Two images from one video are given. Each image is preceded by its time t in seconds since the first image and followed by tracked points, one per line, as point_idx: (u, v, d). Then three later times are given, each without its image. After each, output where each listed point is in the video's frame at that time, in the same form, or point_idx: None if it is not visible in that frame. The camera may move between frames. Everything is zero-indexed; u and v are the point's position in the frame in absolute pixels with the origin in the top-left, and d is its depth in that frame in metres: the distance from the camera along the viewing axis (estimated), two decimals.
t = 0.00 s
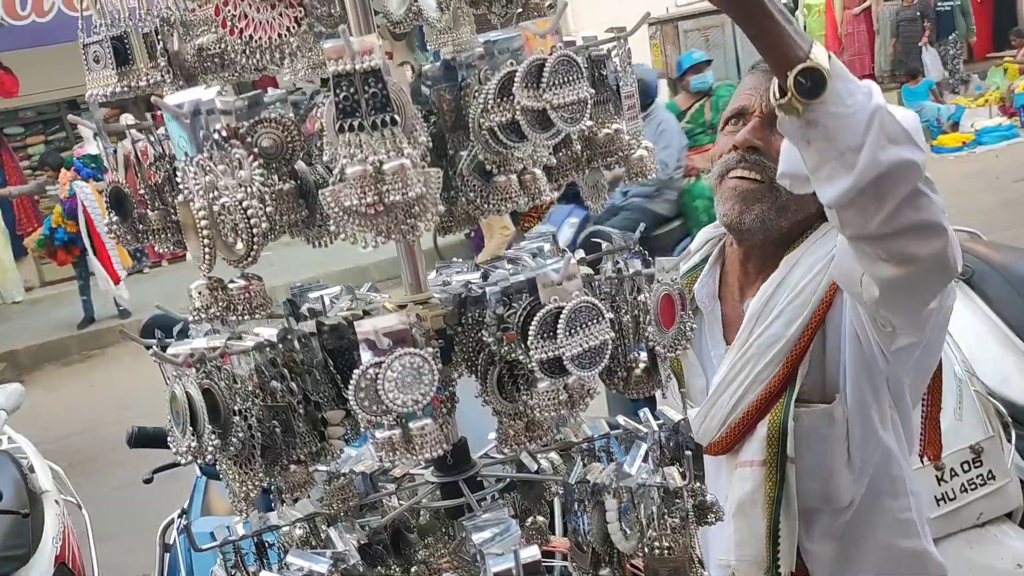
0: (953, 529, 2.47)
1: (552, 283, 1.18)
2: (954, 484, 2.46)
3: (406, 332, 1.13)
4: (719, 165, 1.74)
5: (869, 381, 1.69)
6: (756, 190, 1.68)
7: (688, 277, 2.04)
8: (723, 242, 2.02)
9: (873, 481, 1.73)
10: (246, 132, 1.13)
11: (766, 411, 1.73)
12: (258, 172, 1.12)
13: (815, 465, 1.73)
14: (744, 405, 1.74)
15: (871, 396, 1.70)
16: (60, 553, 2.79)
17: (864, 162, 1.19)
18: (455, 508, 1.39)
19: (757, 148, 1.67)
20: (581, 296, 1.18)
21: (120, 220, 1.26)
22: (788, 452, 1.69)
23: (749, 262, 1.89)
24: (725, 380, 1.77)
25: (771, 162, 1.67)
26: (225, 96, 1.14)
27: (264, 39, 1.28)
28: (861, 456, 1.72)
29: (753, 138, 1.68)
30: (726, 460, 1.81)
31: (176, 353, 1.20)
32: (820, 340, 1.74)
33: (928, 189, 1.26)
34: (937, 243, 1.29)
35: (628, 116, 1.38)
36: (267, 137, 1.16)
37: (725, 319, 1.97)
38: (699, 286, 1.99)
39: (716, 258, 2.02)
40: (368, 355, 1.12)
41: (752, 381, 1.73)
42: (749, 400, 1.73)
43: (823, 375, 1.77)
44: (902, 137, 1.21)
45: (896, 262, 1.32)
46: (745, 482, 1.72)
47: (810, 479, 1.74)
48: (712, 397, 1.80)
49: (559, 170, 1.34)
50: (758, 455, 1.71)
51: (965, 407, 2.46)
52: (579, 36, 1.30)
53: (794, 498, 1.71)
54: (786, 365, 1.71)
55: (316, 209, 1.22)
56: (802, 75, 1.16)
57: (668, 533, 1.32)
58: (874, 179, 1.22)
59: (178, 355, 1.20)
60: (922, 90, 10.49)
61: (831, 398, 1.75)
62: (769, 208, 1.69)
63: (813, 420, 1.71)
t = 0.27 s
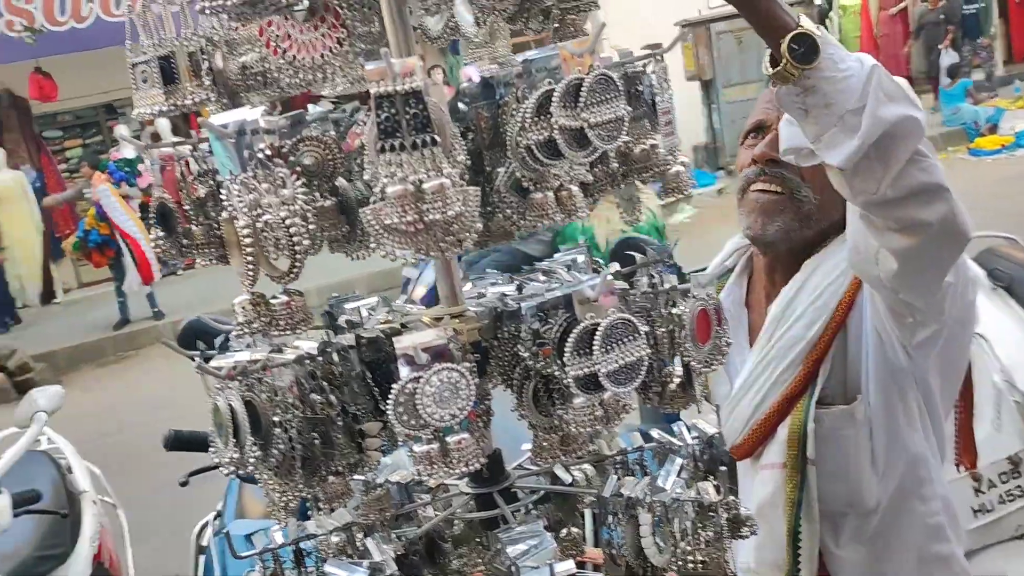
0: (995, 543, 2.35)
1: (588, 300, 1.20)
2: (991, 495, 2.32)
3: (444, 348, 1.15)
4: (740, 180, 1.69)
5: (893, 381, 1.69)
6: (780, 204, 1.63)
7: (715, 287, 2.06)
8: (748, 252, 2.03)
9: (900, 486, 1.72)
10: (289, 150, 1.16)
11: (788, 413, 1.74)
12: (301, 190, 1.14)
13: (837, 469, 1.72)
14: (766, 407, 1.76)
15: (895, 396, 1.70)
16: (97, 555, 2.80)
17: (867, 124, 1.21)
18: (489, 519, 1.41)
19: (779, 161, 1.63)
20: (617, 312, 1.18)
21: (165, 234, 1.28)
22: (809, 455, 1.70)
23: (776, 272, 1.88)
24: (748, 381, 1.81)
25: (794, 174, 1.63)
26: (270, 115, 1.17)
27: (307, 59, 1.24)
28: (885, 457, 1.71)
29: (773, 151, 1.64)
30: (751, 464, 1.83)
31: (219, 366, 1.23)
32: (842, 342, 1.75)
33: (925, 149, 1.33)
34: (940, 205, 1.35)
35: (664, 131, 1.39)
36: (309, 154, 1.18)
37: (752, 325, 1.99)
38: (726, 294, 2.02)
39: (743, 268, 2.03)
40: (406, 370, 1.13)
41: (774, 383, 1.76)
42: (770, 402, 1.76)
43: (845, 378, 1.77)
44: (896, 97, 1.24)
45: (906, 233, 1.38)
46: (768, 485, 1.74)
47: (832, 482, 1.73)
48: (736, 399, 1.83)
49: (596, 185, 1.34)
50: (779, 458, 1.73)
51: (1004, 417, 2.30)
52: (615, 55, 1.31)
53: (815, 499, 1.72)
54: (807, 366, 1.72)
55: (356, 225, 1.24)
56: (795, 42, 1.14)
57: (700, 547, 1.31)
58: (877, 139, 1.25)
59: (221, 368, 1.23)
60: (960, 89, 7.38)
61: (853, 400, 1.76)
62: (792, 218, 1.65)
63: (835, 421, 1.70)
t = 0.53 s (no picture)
0: (1022, 554, 2.14)
1: (592, 303, 1.20)
2: None
3: (444, 352, 1.15)
4: (755, 180, 1.72)
5: (912, 380, 1.64)
6: (796, 203, 1.67)
7: (731, 287, 2.02)
8: (765, 253, 1.99)
9: (919, 488, 1.66)
10: (294, 153, 1.16)
11: (804, 413, 1.72)
12: (303, 193, 1.13)
13: (857, 469, 1.69)
14: (782, 408, 1.74)
15: (914, 395, 1.65)
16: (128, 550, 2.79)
17: (892, 116, 1.17)
18: (496, 525, 1.41)
19: (793, 161, 1.67)
20: (622, 317, 1.17)
21: (175, 236, 1.29)
22: (825, 454, 1.68)
23: (794, 272, 1.86)
24: (765, 381, 1.78)
25: (810, 173, 1.67)
26: (276, 117, 1.17)
27: (315, 61, 1.30)
28: (904, 458, 1.67)
29: (787, 151, 1.67)
30: (768, 464, 1.80)
31: (224, 368, 1.24)
32: (860, 341, 1.71)
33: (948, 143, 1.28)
34: (966, 200, 1.30)
35: (677, 132, 1.37)
36: (315, 156, 1.18)
37: (770, 325, 1.95)
38: (744, 292, 1.97)
39: (760, 268, 1.99)
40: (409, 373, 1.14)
41: (791, 383, 1.73)
42: (786, 402, 1.73)
43: (863, 379, 1.73)
44: (921, 90, 1.21)
45: (932, 228, 1.32)
46: (783, 487, 1.71)
47: (848, 480, 1.71)
48: (752, 399, 1.81)
49: (605, 187, 1.32)
50: (796, 459, 1.70)
51: None
52: (625, 54, 1.29)
53: (832, 502, 1.69)
54: (824, 365, 1.70)
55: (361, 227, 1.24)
56: (815, 37, 1.14)
57: (710, 556, 1.30)
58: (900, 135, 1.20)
59: (226, 371, 1.23)
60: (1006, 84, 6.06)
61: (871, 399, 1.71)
62: (808, 217, 1.68)
63: (853, 420, 1.68)
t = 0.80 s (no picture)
0: None
1: (571, 337, 1.16)
2: None
3: (421, 386, 1.13)
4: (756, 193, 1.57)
5: (923, 389, 1.46)
6: (800, 216, 1.50)
7: (738, 296, 1.87)
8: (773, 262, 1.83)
9: (931, 501, 1.48)
10: (269, 183, 1.14)
11: (812, 426, 1.53)
12: (276, 225, 1.12)
13: (865, 482, 1.51)
14: (788, 422, 1.55)
15: (926, 404, 1.47)
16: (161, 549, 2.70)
17: (900, 120, 1.07)
18: (487, 552, 1.39)
19: (796, 172, 1.51)
20: (602, 349, 1.16)
21: (157, 264, 1.28)
22: (835, 469, 1.49)
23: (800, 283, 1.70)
24: (770, 394, 1.59)
25: (814, 183, 1.50)
26: (250, 146, 1.15)
27: (291, 89, 1.33)
28: (917, 471, 1.49)
29: (789, 161, 1.52)
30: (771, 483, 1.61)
31: (207, 399, 1.25)
32: (869, 350, 1.53)
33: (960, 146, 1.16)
34: (973, 205, 1.15)
35: (667, 154, 1.32)
36: (292, 185, 1.17)
37: (777, 336, 1.79)
38: (750, 302, 1.82)
39: (767, 277, 1.83)
40: (384, 407, 1.12)
41: (797, 395, 1.54)
42: (792, 415, 1.55)
43: (872, 389, 1.55)
44: (930, 92, 1.10)
45: (943, 234, 1.17)
46: (790, 502, 1.52)
47: (856, 497, 1.52)
48: (755, 414, 1.61)
49: (593, 212, 1.31)
50: (804, 472, 1.51)
51: None
52: (612, 74, 1.26)
53: (842, 517, 1.50)
54: (832, 377, 1.51)
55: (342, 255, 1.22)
56: (817, 41, 1.04)
57: None
58: (909, 139, 1.10)
59: (207, 403, 1.23)
60: None
61: (881, 411, 1.53)
62: (814, 228, 1.52)
63: (864, 432, 1.50)
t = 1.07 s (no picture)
0: None
1: (565, 357, 1.15)
2: None
3: (414, 409, 1.12)
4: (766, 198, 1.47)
5: (938, 387, 1.34)
6: (812, 219, 1.40)
7: (751, 299, 1.75)
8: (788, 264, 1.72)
9: (949, 502, 1.36)
10: (263, 203, 1.14)
11: (824, 428, 1.41)
12: (267, 246, 1.12)
13: (879, 484, 1.39)
14: (799, 425, 1.43)
15: (945, 402, 1.35)
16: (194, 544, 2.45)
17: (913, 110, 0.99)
18: (490, 569, 1.37)
19: (806, 174, 1.41)
20: (598, 370, 1.15)
21: (157, 281, 1.28)
22: (848, 469, 1.37)
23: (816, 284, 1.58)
24: (780, 398, 1.47)
25: (825, 184, 1.40)
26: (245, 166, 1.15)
27: (286, 108, 1.26)
28: (933, 472, 1.37)
29: (799, 163, 1.42)
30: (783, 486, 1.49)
31: (204, 420, 1.25)
32: (883, 350, 1.41)
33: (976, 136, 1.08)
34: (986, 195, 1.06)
35: (669, 168, 1.30)
36: (286, 205, 1.16)
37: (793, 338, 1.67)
38: (764, 304, 1.70)
39: (782, 279, 1.71)
40: (375, 431, 1.10)
41: (809, 397, 1.42)
42: (803, 419, 1.43)
43: (887, 388, 1.42)
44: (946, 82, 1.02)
45: (956, 226, 1.08)
46: (805, 503, 1.41)
47: (870, 498, 1.40)
48: (765, 418, 1.49)
49: (595, 225, 1.27)
50: (817, 473, 1.39)
51: None
52: (612, 87, 1.24)
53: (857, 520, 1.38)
54: (845, 377, 1.40)
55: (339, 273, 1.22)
56: (829, 28, 0.97)
57: None
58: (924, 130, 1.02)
59: (207, 423, 1.24)
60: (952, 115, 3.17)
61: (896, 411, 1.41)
62: (828, 229, 1.42)
63: (877, 432, 1.38)
